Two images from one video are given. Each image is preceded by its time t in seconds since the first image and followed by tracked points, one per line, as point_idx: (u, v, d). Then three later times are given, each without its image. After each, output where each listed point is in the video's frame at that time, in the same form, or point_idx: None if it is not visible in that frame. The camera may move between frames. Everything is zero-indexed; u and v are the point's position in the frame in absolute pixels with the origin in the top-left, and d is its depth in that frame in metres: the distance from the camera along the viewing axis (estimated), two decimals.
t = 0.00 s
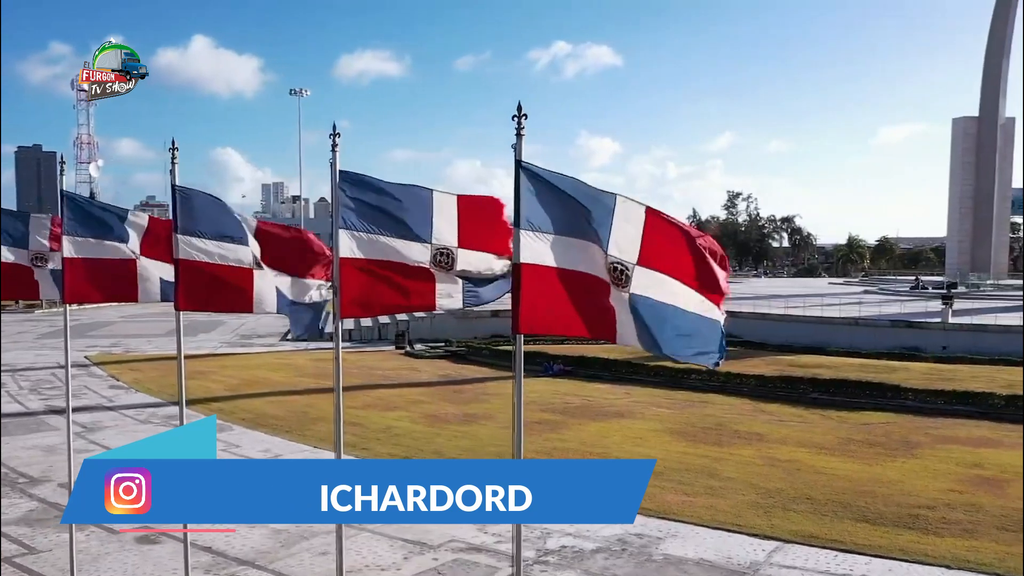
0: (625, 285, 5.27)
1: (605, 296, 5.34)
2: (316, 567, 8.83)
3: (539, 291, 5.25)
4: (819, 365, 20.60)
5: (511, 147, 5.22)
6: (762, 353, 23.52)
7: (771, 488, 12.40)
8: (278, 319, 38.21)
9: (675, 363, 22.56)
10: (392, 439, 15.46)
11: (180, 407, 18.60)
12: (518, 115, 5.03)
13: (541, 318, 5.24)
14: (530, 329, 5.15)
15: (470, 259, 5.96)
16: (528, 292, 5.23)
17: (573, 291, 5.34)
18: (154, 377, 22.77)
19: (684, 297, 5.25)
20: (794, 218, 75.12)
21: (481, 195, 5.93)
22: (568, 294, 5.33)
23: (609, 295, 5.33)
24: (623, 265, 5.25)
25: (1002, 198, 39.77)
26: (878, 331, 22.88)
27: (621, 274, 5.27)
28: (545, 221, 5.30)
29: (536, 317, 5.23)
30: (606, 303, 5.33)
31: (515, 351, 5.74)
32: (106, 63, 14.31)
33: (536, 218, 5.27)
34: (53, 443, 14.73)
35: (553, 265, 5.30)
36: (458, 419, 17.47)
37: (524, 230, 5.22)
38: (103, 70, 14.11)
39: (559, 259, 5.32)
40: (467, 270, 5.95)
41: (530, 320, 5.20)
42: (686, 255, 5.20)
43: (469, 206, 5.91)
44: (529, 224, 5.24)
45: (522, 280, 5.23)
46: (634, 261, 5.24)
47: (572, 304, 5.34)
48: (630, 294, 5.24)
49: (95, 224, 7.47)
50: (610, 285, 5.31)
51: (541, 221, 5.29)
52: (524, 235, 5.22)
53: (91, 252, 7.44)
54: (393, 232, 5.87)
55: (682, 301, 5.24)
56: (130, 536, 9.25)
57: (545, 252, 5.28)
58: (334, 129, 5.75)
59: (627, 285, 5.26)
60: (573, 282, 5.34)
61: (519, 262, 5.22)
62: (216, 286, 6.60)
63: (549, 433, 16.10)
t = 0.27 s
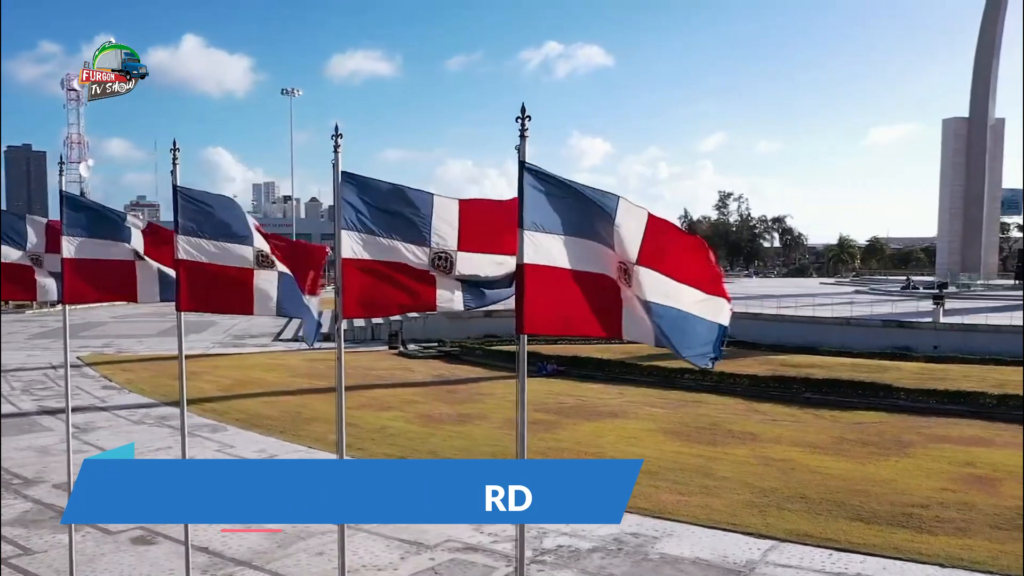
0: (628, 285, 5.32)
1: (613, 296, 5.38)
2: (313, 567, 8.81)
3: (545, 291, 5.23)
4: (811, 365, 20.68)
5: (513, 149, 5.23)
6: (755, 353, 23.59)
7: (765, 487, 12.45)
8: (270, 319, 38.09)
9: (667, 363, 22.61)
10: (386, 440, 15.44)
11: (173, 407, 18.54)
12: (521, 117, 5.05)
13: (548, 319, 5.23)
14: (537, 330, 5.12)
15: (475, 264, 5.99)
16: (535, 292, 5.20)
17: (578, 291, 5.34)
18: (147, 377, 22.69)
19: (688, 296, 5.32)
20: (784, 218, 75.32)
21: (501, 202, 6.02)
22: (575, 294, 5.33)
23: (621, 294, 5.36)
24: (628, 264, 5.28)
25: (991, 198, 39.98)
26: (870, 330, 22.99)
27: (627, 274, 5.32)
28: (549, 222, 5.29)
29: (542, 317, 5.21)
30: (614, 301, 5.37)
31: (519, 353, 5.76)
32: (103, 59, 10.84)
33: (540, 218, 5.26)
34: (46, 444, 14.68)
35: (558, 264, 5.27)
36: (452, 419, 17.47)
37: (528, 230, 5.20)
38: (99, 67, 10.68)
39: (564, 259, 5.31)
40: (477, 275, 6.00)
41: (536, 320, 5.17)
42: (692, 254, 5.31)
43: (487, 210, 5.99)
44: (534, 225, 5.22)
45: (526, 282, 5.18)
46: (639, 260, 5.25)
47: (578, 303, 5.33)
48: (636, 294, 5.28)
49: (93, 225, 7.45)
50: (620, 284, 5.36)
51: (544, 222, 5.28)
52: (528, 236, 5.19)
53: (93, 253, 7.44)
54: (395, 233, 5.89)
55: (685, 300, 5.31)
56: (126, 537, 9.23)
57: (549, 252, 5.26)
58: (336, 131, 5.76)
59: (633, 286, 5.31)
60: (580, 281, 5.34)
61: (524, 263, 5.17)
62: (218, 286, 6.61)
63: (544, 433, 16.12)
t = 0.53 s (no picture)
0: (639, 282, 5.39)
1: (618, 295, 5.42)
2: (309, 567, 8.80)
3: (551, 290, 5.28)
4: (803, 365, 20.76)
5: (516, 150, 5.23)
6: (748, 353, 23.67)
7: (760, 487, 12.50)
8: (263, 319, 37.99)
9: (660, 362, 22.65)
10: (381, 440, 15.43)
11: (167, 408, 18.49)
12: (524, 119, 5.07)
13: (554, 318, 5.27)
14: (542, 329, 5.18)
15: (475, 267, 6.05)
16: (541, 292, 5.24)
17: (583, 291, 5.37)
18: (141, 377, 22.63)
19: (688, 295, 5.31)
20: (775, 218, 75.51)
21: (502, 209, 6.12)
22: (580, 293, 5.37)
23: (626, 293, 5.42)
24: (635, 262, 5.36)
25: (980, 198, 40.24)
26: (862, 330, 23.09)
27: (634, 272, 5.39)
28: (553, 223, 5.31)
29: (548, 317, 5.26)
30: (618, 301, 5.41)
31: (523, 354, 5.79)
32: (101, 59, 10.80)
33: (544, 219, 5.27)
34: (40, 445, 14.62)
35: (562, 264, 5.30)
36: (447, 419, 17.48)
37: (532, 231, 5.22)
38: (99, 66, 10.59)
39: (568, 259, 5.33)
40: (479, 280, 6.07)
41: (541, 319, 5.22)
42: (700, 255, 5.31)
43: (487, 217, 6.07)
44: (537, 225, 5.24)
45: (531, 283, 5.19)
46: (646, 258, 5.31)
47: (583, 302, 5.37)
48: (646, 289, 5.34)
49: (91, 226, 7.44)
50: (625, 283, 5.42)
51: (548, 223, 5.29)
52: (533, 236, 5.21)
53: (94, 253, 7.45)
54: (396, 235, 5.93)
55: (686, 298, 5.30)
56: (121, 538, 9.21)
57: (554, 252, 5.28)
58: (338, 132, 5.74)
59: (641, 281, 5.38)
60: (585, 281, 5.37)
61: (528, 263, 5.18)
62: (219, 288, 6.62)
63: (538, 433, 16.14)
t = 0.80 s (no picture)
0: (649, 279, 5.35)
1: (622, 295, 5.40)
2: (306, 567, 8.80)
3: (555, 290, 5.31)
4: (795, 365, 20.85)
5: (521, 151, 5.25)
6: (741, 353, 23.74)
7: (754, 486, 12.54)
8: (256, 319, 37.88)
9: (654, 362, 22.70)
10: (376, 440, 15.41)
11: (160, 408, 18.43)
12: (528, 121, 5.08)
13: (556, 318, 5.30)
14: (545, 329, 5.23)
15: (475, 273, 6.05)
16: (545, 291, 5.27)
17: (587, 290, 5.38)
18: (134, 378, 22.56)
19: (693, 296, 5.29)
20: (766, 218, 75.74)
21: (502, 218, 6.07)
22: (585, 293, 5.37)
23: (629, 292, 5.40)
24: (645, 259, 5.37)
25: (970, 198, 40.44)
26: (854, 330, 23.21)
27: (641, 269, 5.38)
28: (557, 223, 5.34)
29: (552, 318, 5.29)
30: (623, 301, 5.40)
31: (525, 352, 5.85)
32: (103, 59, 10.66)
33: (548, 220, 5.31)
34: (33, 446, 14.57)
35: (567, 265, 5.32)
36: (441, 420, 17.49)
37: (536, 232, 5.26)
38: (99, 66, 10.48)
39: (573, 260, 5.34)
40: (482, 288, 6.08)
41: (544, 319, 5.27)
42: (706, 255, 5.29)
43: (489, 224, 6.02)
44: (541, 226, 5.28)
45: (535, 282, 5.25)
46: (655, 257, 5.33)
47: (586, 302, 5.38)
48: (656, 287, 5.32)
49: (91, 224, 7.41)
50: (629, 282, 5.39)
51: (552, 223, 5.32)
52: (536, 237, 5.25)
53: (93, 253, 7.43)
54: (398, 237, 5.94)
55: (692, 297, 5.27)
56: (117, 539, 9.19)
57: (558, 253, 5.31)
58: (341, 134, 5.75)
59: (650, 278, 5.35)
60: (590, 281, 5.38)
61: (531, 264, 5.23)
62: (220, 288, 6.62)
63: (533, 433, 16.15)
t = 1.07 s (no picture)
0: (654, 277, 5.25)
1: (625, 294, 5.37)
2: (303, 568, 8.80)
3: (557, 290, 5.34)
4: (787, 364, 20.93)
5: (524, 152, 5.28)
6: (734, 353, 23.81)
7: (749, 486, 12.58)
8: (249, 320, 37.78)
9: (648, 362, 22.74)
10: (372, 440, 15.40)
11: (154, 409, 18.37)
12: (531, 123, 5.10)
13: (558, 317, 5.32)
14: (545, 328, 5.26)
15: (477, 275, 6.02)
16: (546, 290, 5.31)
17: (589, 289, 5.39)
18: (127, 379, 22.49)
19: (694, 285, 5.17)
20: (757, 218, 75.93)
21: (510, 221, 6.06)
22: (587, 293, 5.39)
23: (631, 291, 5.35)
24: (649, 258, 5.28)
25: (959, 199, 40.66)
26: (846, 330, 23.31)
27: (644, 267, 5.31)
28: (560, 224, 5.38)
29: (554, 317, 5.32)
30: (625, 300, 5.37)
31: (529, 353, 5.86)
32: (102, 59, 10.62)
33: (551, 221, 5.35)
34: (27, 447, 14.51)
35: (569, 264, 5.35)
36: (436, 420, 17.49)
37: (539, 234, 5.31)
38: (99, 67, 10.45)
39: (574, 260, 5.36)
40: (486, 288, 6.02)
41: (546, 318, 5.30)
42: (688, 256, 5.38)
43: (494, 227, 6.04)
44: (543, 228, 5.33)
45: (536, 281, 5.29)
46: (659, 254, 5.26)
47: (587, 302, 5.39)
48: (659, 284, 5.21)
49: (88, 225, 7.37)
50: (631, 281, 5.35)
51: (555, 225, 5.37)
52: (538, 239, 5.30)
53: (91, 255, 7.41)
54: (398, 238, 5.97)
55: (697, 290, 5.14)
56: (113, 540, 9.17)
57: (561, 254, 5.35)
58: (342, 135, 5.78)
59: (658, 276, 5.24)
60: (592, 280, 5.38)
61: (532, 264, 5.27)
62: (222, 289, 6.63)
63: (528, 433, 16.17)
